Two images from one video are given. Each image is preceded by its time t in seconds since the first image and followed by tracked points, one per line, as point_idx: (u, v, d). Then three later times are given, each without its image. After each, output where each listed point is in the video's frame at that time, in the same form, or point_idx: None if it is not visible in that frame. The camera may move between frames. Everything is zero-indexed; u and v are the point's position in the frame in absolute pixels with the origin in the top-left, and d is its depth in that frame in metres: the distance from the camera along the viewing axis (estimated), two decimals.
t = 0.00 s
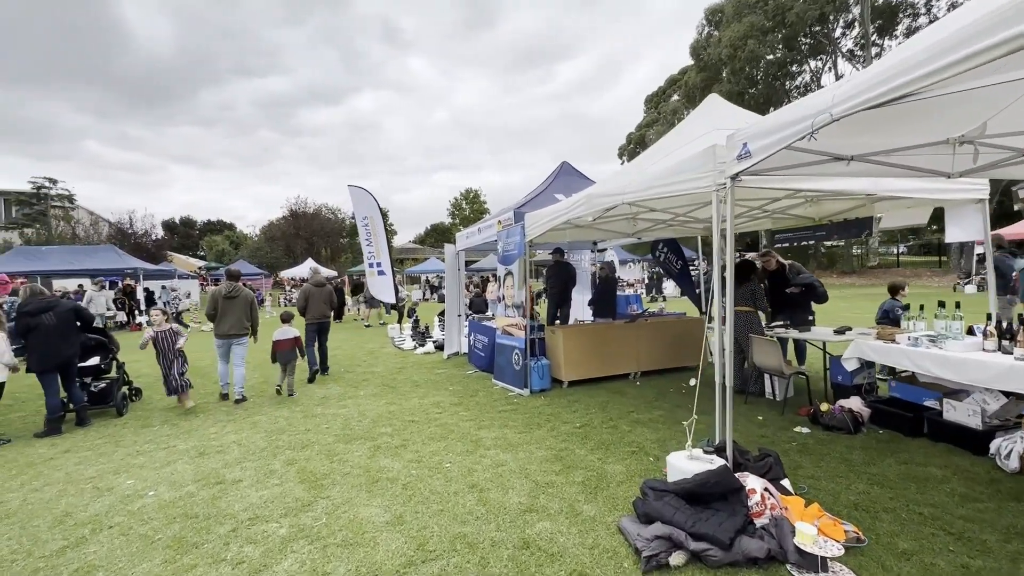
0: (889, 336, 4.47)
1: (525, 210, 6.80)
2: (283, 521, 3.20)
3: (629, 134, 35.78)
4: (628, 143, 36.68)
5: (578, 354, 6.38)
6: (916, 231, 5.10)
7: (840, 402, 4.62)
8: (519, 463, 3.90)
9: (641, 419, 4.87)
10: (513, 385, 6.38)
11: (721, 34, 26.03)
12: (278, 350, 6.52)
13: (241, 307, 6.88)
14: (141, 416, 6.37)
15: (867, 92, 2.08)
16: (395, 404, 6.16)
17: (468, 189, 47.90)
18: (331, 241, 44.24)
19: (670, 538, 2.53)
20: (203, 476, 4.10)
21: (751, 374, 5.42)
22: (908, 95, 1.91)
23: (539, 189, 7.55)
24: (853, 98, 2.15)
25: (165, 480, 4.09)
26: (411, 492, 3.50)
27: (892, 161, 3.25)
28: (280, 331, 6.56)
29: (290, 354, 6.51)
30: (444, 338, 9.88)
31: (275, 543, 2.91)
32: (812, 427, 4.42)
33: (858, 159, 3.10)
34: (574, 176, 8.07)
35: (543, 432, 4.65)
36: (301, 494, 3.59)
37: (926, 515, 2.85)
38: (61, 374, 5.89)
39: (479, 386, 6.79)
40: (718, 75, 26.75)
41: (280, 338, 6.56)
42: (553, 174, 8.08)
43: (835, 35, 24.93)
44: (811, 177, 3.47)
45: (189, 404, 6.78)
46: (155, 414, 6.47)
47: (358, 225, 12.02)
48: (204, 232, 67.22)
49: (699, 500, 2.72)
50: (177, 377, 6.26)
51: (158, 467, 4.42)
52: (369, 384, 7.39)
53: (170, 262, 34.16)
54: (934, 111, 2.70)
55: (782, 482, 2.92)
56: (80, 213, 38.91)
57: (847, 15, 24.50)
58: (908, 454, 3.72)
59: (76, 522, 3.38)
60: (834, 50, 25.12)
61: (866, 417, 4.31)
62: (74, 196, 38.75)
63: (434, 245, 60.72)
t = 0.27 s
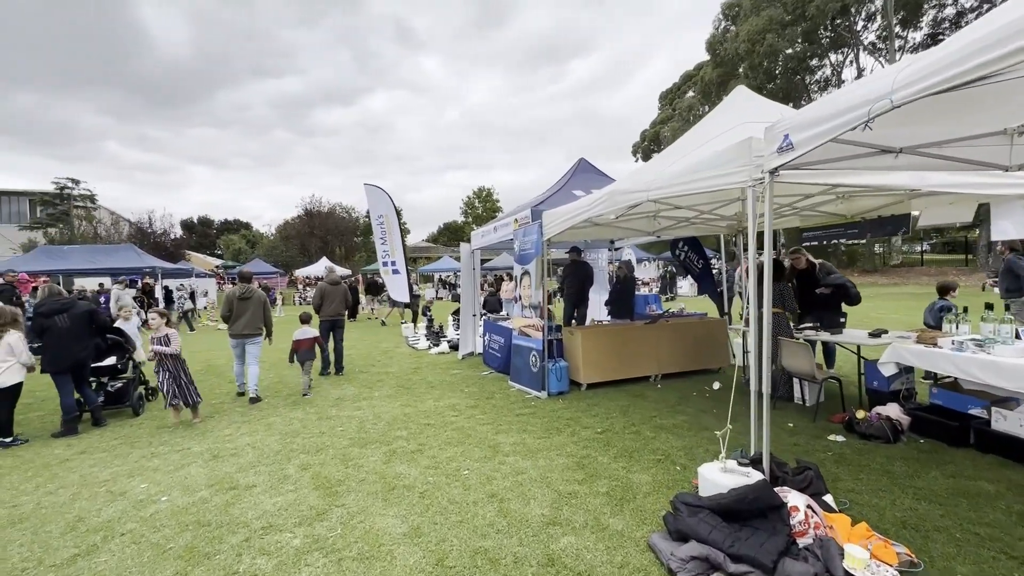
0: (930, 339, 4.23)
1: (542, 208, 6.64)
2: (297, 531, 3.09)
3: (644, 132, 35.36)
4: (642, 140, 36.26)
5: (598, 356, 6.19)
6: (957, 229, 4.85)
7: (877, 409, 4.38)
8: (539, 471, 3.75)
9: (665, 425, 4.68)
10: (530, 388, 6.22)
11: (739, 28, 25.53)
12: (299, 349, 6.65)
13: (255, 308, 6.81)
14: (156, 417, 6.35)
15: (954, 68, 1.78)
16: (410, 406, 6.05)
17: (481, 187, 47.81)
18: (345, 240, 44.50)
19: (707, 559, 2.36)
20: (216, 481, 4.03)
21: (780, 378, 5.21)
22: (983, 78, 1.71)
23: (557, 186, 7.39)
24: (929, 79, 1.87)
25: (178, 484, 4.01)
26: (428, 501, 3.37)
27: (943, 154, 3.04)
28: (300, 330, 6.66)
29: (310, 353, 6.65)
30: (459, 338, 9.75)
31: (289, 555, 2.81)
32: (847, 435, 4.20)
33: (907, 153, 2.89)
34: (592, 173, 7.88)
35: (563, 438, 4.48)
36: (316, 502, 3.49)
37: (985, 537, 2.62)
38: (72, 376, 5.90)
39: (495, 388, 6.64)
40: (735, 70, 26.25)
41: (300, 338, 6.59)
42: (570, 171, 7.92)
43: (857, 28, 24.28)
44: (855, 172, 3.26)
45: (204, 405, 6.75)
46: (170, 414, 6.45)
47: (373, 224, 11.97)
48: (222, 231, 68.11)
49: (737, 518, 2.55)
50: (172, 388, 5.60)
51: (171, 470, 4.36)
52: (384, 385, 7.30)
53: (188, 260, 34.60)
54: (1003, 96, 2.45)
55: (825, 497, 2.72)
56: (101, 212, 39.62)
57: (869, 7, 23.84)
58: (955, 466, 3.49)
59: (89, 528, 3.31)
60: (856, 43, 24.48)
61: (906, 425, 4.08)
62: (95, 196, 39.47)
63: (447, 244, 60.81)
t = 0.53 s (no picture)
0: (972, 341, 4.00)
1: (560, 204, 6.49)
2: (312, 535, 3.02)
3: (660, 128, 34.90)
4: (658, 137, 35.80)
5: (616, 356, 6.04)
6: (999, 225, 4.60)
7: (915, 414, 4.16)
8: (559, 475, 3.63)
9: (688, 428, 4.52)
10: (548, 388, 6.10)
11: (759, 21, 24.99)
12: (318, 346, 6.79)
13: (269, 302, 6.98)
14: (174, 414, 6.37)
15: (1023, 43, 1.60)
16: (426, 406, 5.96)
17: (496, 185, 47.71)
18: (361, 238, 44.80)
19: None
20: (231, 480, 3.98)
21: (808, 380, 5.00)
22: None
23: (574, 182, 7.25)
24: (993, 57, 1.71)
25: (193, 483, 3.98)
26: (445, 505, 3.27)
27: (993, 143, 2.84)
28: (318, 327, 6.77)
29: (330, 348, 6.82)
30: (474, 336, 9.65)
31: (303, 560, 2.73)
32: (883, 442, 3.99)
33: (955, 141, 2.71)
34: (610, 169, 7.71)
35: (582, 440, 4.35)
36: (331, 504, 3.41)
37: None
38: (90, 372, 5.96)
39: (512, 387, 6.53)
40: (755, 64, 25.71)
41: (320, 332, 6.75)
42: (588, 166, 7.77)
43: (882, 19, 23.60)
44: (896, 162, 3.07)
45: (221, 403, 6.75)
46: (187, 411, 6.46)
47: (387, 222, 11.92)
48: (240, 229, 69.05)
49: (773, 531, 2.39)
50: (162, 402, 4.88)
51: (187, 469, 4.33)
52: (399, 384, 7.24)
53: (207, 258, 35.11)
54: None
55: (867, 509, 2.55)
56: (124, 211, 40.44)
57: None
58: (1003, 476, 3.28)
59: (104, 527, 3.29)
60: (881, 34, 23.79)
61: (947, 431, 3.87)
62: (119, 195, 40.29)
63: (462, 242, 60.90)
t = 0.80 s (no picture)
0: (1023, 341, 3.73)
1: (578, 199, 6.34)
2: (324, 538, 2.93)
3: (679, 123, 34.33)
4: (678, 132, 35.22)
5: (637, 355, 5.85)
6: None
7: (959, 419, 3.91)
8: (579, 479, 3.48)
9: (714, 430, 4.32)
10: (567, 387, 5.94)
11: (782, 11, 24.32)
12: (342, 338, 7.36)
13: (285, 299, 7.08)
14: (193, 410, 6.39)
15: None
16: (442, 404, 5.87)
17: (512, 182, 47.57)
18: (378, 235, 45.12)
19: None
20: (245, 479, 3.93)
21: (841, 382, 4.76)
22: None
23: (593, 177, 7.07)
24: None
25: (208, 481, 3.94)
26: (461, 509, 3.16)
27: None
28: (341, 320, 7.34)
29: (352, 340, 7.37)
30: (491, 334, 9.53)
31: (315, 565, 2.64)
32: (925, 448, 3.75)
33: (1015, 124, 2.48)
34: (630, 163, 7.51)
35: (602, 442, 4.20)
36: (344, 506, 3.33)
37: None
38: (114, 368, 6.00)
39: (529, 386, 6.40)
40: (778, 56, 25.05)
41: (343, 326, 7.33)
42: (607, 161, 7.57)
43: (912, 7, 22.77)
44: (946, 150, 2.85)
45: (238, 400, 6.75)
46: (206, 407, 6.48)
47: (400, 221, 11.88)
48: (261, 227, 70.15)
49: (815, 547, 2.21)
50: (80, 415, 4.07)
51: (202, 467, 4.30)
52: (415, 381, 7.17)
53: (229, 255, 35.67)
54: None
55: (916, 524, 2.35)
56: (149, 210, 41.33)
57: None
58: None
59: (118, 526, 3.26)
60: (911, 23, 22.96)
61: (995, 438, 3.62)
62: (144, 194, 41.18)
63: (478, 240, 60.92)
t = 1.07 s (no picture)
0: None
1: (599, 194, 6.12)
2: (334, 547, 2.82)
3: (701, 117, 33.62)
4: (699, 126, 34.50)
5: (660, 356, 5.64)
6: None
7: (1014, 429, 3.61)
8: (601, 489, 3.31)
9: (744, 437, 4.09)
10: (586, 389, 5.76)
11: None
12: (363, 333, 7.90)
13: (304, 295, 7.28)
14: (211, 408, 6.39)
15: None
16: (459, 405, 5.75)
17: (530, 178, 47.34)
18: (397, 233, 45.38)
19: None
20: (258, 482, 3.85)
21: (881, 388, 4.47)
22: None
23: (614, 172, 6.84)
24: None
25: (221, 483, 3.88)
26: (477, 519, 3.01)
27: None
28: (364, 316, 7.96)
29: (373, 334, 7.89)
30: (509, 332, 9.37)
31: None
32: (977, 461, 3.47)
33: None
34: (652, 157, 7.27)
35: (625, 449, 4.01)
36: (356, 513, 3.21)
37: None
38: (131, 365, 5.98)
39: (548, 387, 6.24)
40: (805, 47, 24.24)
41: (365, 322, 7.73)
42: (628, 155, 7.33)
43: None
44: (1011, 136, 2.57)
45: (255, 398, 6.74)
46: (223, 405, 6.48)
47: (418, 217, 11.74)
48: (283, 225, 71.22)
49: None
50: None
51: (217, 468, 4.25)
52: (431, 381, 7.06)
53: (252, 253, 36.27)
54: None
55: (979, 552, 2.12)
56: (175, 209, 42.24)
57: None
58: None
59: (129, 529, 3.21)
60: (947, 9, 21.97)
61: None
62: (170, 193, 42.09)
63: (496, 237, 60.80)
